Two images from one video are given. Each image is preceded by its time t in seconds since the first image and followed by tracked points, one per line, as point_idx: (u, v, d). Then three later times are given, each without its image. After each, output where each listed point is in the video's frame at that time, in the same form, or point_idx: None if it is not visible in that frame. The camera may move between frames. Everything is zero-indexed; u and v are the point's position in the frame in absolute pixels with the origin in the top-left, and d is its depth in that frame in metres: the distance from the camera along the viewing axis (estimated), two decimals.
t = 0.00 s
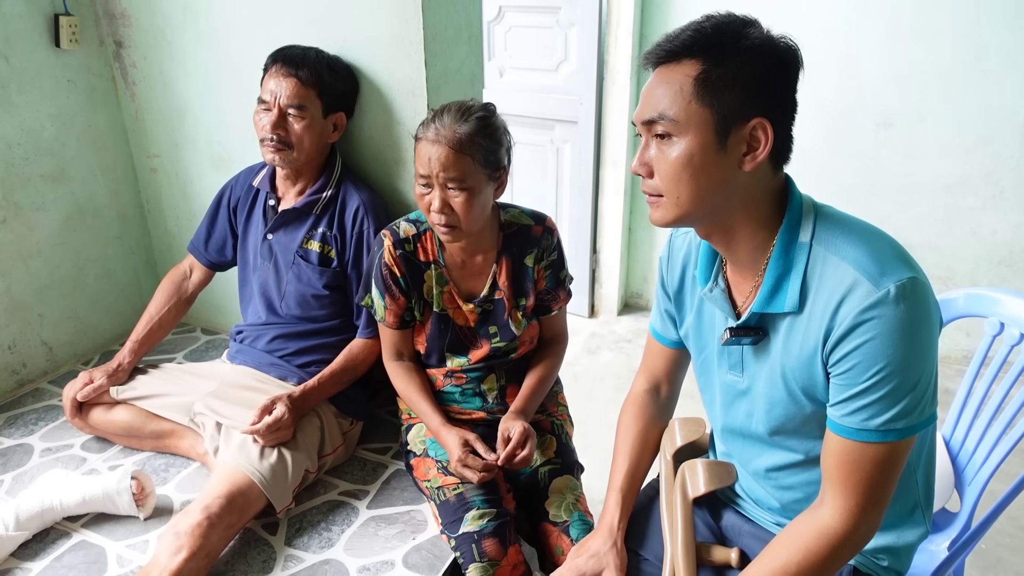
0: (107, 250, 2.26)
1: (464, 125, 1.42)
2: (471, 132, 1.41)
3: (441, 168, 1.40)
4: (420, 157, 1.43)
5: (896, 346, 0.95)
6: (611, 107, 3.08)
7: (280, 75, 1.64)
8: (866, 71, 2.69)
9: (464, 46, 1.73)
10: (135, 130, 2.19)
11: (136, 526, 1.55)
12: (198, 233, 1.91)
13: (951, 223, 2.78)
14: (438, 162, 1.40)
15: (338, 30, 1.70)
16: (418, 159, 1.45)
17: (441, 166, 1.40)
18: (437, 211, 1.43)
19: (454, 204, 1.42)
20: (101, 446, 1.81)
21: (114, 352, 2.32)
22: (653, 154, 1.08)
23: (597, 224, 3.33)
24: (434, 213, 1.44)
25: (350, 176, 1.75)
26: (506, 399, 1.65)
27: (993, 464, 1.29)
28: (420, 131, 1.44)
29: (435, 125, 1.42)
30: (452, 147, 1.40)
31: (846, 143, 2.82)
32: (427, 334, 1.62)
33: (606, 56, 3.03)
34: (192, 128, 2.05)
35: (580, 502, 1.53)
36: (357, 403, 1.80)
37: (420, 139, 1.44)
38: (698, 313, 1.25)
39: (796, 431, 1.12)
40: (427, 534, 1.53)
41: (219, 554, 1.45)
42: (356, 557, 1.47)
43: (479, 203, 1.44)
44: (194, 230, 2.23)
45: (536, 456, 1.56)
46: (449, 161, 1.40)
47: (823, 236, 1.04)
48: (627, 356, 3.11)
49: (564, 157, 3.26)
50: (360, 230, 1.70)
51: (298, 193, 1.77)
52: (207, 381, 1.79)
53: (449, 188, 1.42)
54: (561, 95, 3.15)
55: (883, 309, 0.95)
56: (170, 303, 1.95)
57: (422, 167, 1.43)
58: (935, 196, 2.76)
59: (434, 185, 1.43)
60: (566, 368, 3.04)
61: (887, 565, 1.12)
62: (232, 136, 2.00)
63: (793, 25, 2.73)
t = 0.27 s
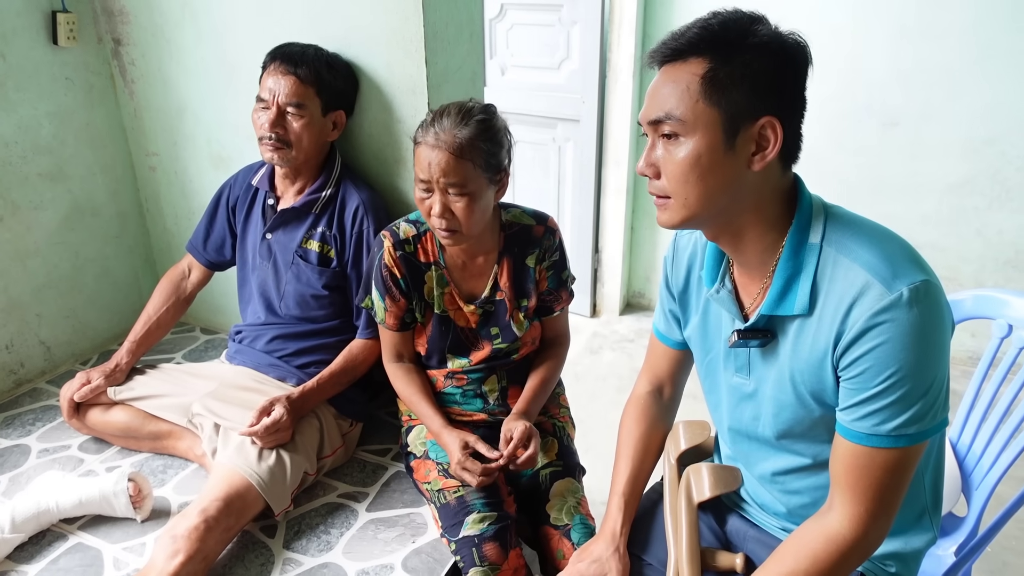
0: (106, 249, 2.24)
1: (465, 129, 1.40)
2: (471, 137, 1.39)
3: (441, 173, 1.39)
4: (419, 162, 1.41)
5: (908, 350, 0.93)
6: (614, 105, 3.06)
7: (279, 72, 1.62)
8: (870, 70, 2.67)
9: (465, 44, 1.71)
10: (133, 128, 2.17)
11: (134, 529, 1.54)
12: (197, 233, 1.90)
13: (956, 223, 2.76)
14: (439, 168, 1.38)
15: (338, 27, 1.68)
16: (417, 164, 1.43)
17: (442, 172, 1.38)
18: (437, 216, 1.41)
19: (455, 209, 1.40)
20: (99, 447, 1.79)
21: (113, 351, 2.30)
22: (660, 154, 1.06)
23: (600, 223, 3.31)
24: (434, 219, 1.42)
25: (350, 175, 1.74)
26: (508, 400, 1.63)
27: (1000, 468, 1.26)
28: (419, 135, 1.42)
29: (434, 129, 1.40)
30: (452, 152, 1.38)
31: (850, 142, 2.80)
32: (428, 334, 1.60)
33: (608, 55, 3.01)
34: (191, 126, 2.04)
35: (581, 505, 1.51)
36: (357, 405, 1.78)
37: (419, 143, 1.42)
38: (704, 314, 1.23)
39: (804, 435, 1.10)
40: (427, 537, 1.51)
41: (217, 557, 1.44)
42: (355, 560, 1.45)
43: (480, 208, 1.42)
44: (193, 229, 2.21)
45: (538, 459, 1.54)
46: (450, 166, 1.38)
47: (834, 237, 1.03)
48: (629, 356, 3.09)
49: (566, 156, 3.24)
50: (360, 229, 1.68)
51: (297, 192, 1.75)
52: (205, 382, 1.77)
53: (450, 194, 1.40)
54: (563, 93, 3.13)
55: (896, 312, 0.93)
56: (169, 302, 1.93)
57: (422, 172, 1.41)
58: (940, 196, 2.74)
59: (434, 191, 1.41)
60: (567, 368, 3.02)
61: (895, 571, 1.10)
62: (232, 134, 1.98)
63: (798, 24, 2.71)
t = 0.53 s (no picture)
0: (104, 249, 2.23)
1: (467, 121, 1.37)
2: (474, 129, 1.37)
3: (442, 165, 1.36)
4: (420, 153, 1.39)
5: (923, 357, 0.90)
6: (618, 105, 3.03)
7: (276, 70, 1.59)
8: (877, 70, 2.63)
9: (467, 42, 1.69)
10: (132, 127, 2.15)
11: (128, 533, 1.51)
12: (196, 232, 1.88)
13: (965, 224, 2.72)
14: (440, 159, 1.36)
15: (338, 25, 1.66)
16: (418, 155, 1.40)
17: (443, 163, 1.36)
18: (437, 210, 1.38)
19: (455, 202, 1.38)
20: (95, 450, 1.77)
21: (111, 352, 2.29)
22: (666, 150, 1.03)
23: (603, 223, 3.28)
24: (434, 211, 1.39)
25: (350, 174, 1.71)
26: (509, 404, 1.60)
27: (1013, 475, 1.23)
28: (421, 126, 1.40)
29: (436, 120, 1.38)
30: (453, 143, 1.36)
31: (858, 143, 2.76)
32: (427, 336, 1.57)
33: (612, 53, 2.98)
34: (191, 125, 2.02)
35: (583, 511, 1.48)
36: (356, 408, 1.76)
37: (421, 134, 1.40)
38: (710, 316, 1.20)
39: (813, 442, 1.07)
40: (426, 543, 1.49)
41: (212, 563, 1.42)
42: (353, 566, 1.43)
43: (480, 202, 1.39)
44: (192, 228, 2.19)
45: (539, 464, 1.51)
46: (451, 158, 1.35)
47: (846, 239, 1.00)
48: (633, 358, 3.06)
49: (570, 155, 3.21)
50: (359, 229, 1.66)
51: (296, 191, 1.72)
52: (202, 384, 1.75)
53: (450, 186, 1.37)
54: (567, 93, 3.10)
55: (911, 318, 0.90)
56: (166, 303, 1.91)
57: (423, 163, 1.38)
58: (949, 197, 2.70)
59: (434, 183, 1.38)
60: (570, 370, 2.99)
61: None
62: (231, 133, 1.96)
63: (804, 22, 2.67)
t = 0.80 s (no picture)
0: (103, 248, 2.21)
1: (467, 121, 1.34)
2: (473, 130, 1.34)
3: (441, 167, 1.33)
4: (419, 154, 1.36)
5: (934, 367, 0.87)
6: (623, 105, 3.00)
7: (275, 69, 1.57)
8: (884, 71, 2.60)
9: (468, 41, 1.66)
10: (132, 125, 2.13)
11: (123, 537, 1.49)
12: (194, 232, 1.86)
13: (974, 227, 2.68)
14: (439, 160, 1.33)
15: (338, 23, 1.63)
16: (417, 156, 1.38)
17: (442, 165, 1.33)
18: (437, 212, 1.36)
19: (455, 204, 1.35)
20: (92, 452, 1.76)
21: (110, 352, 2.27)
22: (671, 154, 1.00)
23: (608, 224, 3.25)
24: (433, 213, 1.37)
25: (349, 174, 1.69)
26: (509, 409, 1.58)
27: None
28: (420, 127, 1.37)
29: (435, 121, 1.35)
30: (453, 145, 1.33)
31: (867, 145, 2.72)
32: (426, 340, 1.55)
33: (617, 52, 2.95)
34: (190, 124, 2.00)
35: (583, 518, 1.45)
36: (354, 411, 1.74)
37: (420, 135, 1.37)
38: (713, 321, 1.17)
39: (819, 451, 1.04)
40: (424, 550, 1.46)
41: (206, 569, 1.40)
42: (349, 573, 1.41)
43: (481, 204, 1.37)
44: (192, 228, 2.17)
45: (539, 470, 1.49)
46: (451, 159, 1.33)
47: (855, 244, 0.97)
48: (637, 360, 3.03)
49: (574, 155, 3.18)
50: (358, 230, 1.63)
51: (295, 191, 1.70)
52: (199, 386, 1.73)
53: (449, 188, 1.35)
54: (572, 92, 3.07)
55: (921, 327, 0.88)
56: (164, 304, 1.89)
57: (422, 164, 1.36)
58: (958, 199, 2.66)
59: (433, 184, 1.36)
60: (573, 372, 2.96)
61: None
62: (230, 133, 1.94)
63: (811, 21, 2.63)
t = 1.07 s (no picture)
0: (110, 250, 2.21)
1: (469, 132, 1.32)
2: (477, 141, 1.32)
3: (446, 181, 1.31)
4: (422, 168, 1.34)
5: (953, 385, 0.84)
6: (634, 107, 2.96)
7: (281, 72, 1.56)
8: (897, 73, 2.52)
9: (476, 43, 1.64)
10: (139, 127, 2.13)
11: (124, 543, 1.48)
12: (199, 235, 1.85)
13: (992, 234, 2.59)
14: (445, 176, 1.31)
15: (345, 25, 1.62)
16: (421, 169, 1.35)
17: (448, 180, 1.31)
18: (444, 225, 1.34)
19: (462, 217, 1.33)
20: (95, 456, 1.75)
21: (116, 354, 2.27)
22: (679, 164, 0.98)
23: (618, 227, 3.22)
24: (440, 228, 1.35)
25: (355, 178, 1.67)
26: (515, 417, 1.56)
27: None
28: (422, 141, 1.35)
29: (438, 134, 1.33)
30: (457, 158, 1.31)
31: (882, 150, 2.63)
32: (431, 346, 1.53)
33: (629, 55, 2.92)
34: (197, 127, 1.99)
35: (589, 530, 1.43)
36: (358, 417, 1.72)
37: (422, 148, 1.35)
38: (722, 332, 1.14)
39: (830, 467, 1.01)
40: (426, 560, 1.44)
41: None
42: None
43: (489, 215, 1.35)
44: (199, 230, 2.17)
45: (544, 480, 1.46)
46: (456, 173, 1.31)
47: (870, 256, 0.94)
48: (647, 365, 2.99)
49: (585, 158, 3.15)
50: (363, 235, 1.61)
51: (300, 195, 1.69)
52: (203, 391, 1.72)
53: (455, 203, 1.33)
54: (583, 94, 3.04)
55: (939, 343, 0.84)
56: (169, 307, 1.88)
57: (426, 179, 1.33)
58: (975, 206, 2.57)
59: (440, 199, 1.34)
60: (583, 377, 2.93)
61: None
62: (237, 135, 1.92)
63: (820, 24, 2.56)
